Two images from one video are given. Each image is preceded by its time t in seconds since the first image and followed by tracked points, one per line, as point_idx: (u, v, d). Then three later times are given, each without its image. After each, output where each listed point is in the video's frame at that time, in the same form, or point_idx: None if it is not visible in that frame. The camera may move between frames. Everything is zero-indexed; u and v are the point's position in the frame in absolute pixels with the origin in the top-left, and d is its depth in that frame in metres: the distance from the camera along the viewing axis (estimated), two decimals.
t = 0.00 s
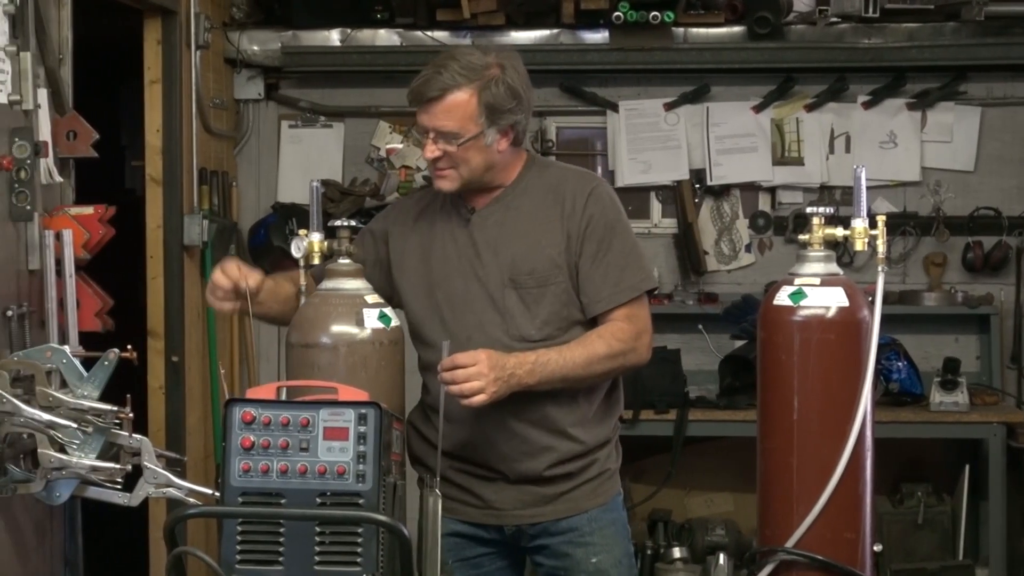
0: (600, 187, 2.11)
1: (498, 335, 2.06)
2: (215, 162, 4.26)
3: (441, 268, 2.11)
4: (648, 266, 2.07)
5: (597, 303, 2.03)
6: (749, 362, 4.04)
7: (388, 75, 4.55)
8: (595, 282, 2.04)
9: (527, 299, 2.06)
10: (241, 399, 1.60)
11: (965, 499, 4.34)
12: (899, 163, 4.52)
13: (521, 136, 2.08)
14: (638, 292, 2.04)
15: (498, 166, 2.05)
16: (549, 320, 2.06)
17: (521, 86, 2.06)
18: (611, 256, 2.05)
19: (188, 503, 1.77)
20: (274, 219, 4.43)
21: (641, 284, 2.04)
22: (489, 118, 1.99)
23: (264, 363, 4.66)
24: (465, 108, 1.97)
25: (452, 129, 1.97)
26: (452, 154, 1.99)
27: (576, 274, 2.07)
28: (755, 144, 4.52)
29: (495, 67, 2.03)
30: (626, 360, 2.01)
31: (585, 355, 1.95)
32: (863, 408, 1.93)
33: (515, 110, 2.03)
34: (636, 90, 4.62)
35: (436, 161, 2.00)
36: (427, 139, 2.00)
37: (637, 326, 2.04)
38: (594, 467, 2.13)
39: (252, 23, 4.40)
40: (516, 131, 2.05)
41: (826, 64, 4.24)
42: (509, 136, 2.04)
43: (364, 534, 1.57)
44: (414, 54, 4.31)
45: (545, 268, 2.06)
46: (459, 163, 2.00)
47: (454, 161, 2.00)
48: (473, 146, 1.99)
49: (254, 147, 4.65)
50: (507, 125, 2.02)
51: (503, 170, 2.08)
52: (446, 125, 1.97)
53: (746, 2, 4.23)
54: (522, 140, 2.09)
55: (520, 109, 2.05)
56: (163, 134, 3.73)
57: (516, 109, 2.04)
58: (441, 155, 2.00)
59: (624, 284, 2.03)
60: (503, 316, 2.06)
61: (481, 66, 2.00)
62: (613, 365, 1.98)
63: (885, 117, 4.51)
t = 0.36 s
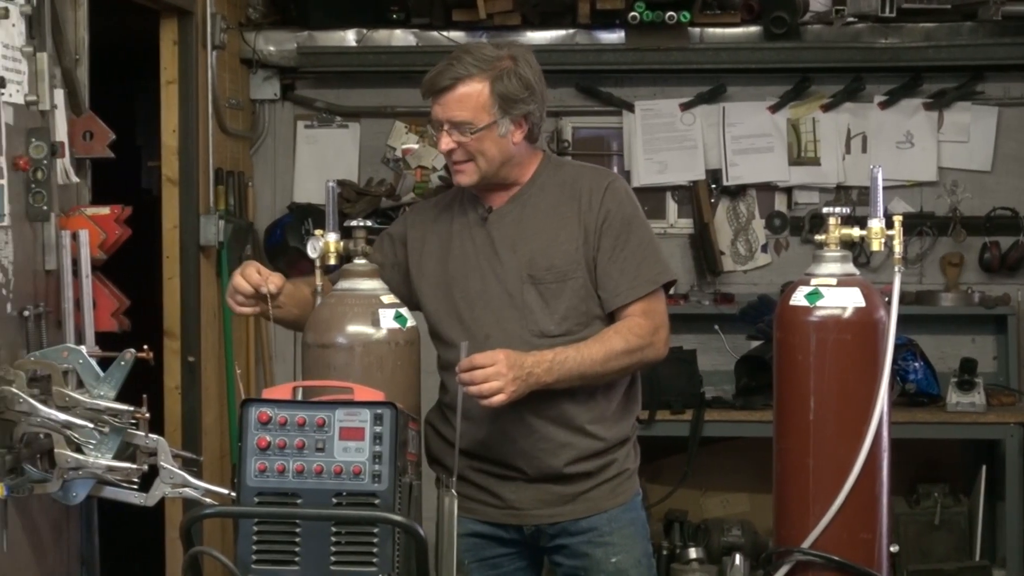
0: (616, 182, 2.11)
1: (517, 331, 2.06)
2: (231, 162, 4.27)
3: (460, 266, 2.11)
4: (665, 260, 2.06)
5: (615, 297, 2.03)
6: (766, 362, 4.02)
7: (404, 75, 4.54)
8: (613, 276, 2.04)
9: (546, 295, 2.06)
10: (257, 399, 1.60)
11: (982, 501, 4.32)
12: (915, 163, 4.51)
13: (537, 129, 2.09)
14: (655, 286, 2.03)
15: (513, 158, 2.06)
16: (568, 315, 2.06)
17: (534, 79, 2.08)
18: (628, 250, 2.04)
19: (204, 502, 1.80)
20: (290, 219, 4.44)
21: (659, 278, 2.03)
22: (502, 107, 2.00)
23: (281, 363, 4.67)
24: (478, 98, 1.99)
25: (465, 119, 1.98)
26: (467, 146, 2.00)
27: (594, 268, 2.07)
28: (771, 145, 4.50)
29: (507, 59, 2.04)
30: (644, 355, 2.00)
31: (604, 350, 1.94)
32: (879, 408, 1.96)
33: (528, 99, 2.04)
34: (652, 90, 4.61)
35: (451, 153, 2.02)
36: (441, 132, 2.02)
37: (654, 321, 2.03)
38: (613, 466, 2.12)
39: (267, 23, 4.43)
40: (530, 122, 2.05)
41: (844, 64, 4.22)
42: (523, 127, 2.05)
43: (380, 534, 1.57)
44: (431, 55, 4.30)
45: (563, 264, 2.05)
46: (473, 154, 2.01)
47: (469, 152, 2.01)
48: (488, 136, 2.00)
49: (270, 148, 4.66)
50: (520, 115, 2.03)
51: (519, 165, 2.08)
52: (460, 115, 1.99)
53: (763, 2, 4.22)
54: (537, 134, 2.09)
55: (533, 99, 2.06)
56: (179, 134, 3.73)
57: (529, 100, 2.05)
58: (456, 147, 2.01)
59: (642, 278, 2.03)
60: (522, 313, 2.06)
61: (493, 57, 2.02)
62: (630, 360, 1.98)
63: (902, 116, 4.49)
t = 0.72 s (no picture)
0: (627, 183, 2.10)
1: (531, 336, 2.06)
2: (245, 163, 4.28)
3: (472, 271, 2.11)
4: (678, 261, 2.05)
5: (628, 300, 2.03)
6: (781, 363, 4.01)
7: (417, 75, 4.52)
8: (625, 279, 2.03)
9: (559, 299, 2.06)
10: (271, 400, 1.60)
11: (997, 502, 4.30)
12: (930, 163, 4.49)
13: (547, 136, 2.08)
14: (668, 289, 2.02)
15: (523, 166, 2.05)
16: (582, 319, 2.06)
17: (545, 87, 2.07)
18: (640, 252, 2.04)
19: (217, 502, 1.81)
20: (305, 219, 4.46)
21: (671, 280, 2.03)
22: (511, 117, 2.00)
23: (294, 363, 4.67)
24: (488, 107, 1.99)
25: (475, 129, 1.99)
26: (475, 155, 2.01)
27: (607, 271, 2.06)
28: (785, 145, 4.49)
29: (517, 67, 2.04)
30: (658, 356, 2.00)
31: (619, 351, 1.94)
32: (893, 409, 1.98)
33: (538, 108, 2.03)
34: (666, 90, 4.59)
35: (460, 162, 2.02)
36: (451, 140, 2.02)
37: (668, 322, 2.03)
38: (630, 467, 2.12)
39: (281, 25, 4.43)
40: (540, 131, 2.04)
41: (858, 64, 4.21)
42: (533, 136, 2.04)
43: (393, 535, 1.57)
44: (444, 56, 4.30)
45: (575, 268, 2.05)
46: (482, 163, 2.01)
47: (477, 161, 2.01)
48: (496, 146, 2.00)
49: (285, 149, 4.68)
50: (530, 124, 2.02)
51: (530, 170, 2.07)
52: (469, 125, 1.99)
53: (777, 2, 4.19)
54: (548, 140, 2.08)
55: (544, 108, 2.05)
56: (193, 135, 3.73)
57: (539, 109, 2.04)
58: (465, 156, 2.01)
59: (655, 281, 2.02)
60: (536, 318, 2.06)
61: (503, 66, 2.01)
62: (645, 362, 1.97)
63: (916, 117, 4.47)
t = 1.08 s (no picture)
0: (617, 191, 2.07)
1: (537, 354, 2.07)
2: (255, 163, 4.29)
3: (472, 291, 2.11)
4: (676, 268, 2.04)
5: (629, 313, 2.02)
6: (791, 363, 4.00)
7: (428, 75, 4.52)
8: (625, 291, 2.02)
9: (561, 320, 2.06)
10: (280, 400, 1.60)
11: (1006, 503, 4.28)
12: (940, 163, 4.48)
13: (529, 155, 2.03)
14: (669, 297, 2.02)
15: (507, 188, 2.02)
16: (586, 337, 2.07)
17: (522, 108, 2.01)
18: (638, 263, 2.02)
19: (227, 502, 1.84)
20: (314, 220, 4.45)
21: (671, 288, 2.02)
22: (490, 147, 1.95)
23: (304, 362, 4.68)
24: (464, 140, 1.93)
25: (454, 162, 1.94)
26: (456, 187, 1.97)
27: (607, 284, 2.06)
28: (795, 145, 4.48)
29: (492, 93, 1.97)
30: (668, 359, 1.99)
31: (626, 356, 1.93)
32: (903, 409, 1.97)
33: (516, 135, 1.97)
34: (675, 90, 4.58)
35: (442, 193, 1.98)
36: (430, 172, 1.97)
37: (675, 326, 2.02)
38: (644, 469, 2.11)
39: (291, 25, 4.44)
40: (521, 155, 2.00)
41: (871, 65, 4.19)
42: (515, 159, 1.99)
43: (403, 535, 1.57)
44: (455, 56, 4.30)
45: (574, 287, 2.05)
46: (464, 194, 1.98)
47: (459, 192, 1.97)
48: (478, 176, 1.96)
49: (294, 149, 4.68)
50: (510, 152, 1.97)
51: (516, 189, 2.04)
52: (448, 158, 1.94)
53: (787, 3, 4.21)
54: (530, 159, 2.04)
55: (523, 132, 2.00)
56: (203, 135, 3.74)
57: (518, 134, 1.98)
58: (445, 188, 1.97)
59: (654, 291, 2.01)
60: (539, 340, 2.07)
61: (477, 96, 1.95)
62: (654, 367, 1.97)
63: (926, 117, 4.46)
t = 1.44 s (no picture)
0: (606, 195, 2.07)
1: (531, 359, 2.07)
2: (256, 164, 4.29)
3: (464, 299, 2.11)
4: (668, 270, 2.03)
5: (622, 317, 2.02)
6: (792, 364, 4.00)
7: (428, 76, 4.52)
8: (617, 295, 2.02)
9: (553, 326, 2.07)
10: (281, 401, 1.60)
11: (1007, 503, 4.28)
12: (941, 164, 4.47)
13: (515, 164, 2.03)
14: (662, 300, 2.01)
15: (493, 197, 2.02)
16: (578, 342, 2.07)
17: (504, 117, 2.00)
18: (628, 266, 2.02)
19: (228, 501, 1.85)
20: (315, 220, 4.45)
21: (663, 291, 2.01)
22: (472, 158, 1.95)
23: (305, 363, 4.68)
24: (447, 152, 1.93)
25: (436, 174, 1.95)
26: (441, 198, 1.97)
27: (598, 288, 2.06)
28: (796, 146, 4.48)
29: (474, 104, 1.97)
30: (664, 360, 1.99)
31: (623, 357, 1.93)
32: (903, 408, 1.97)
33: (499, 145, 1.97)
34: (676, 91, 4.58)
35: (428, 203, 2.00)
36: (415, 183, 1.98)
37: (670, 326, 2.02)
38: (642, 470, 2.11)
39: (292, 26, 4.44)
40: (506, 165, 2.00)
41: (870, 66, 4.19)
42: (499, 169, 1.99)
43: (403, 536, 1.56)
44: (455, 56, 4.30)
45: (565, 293, 2.05)
46: (449, 205, 1.98)
47: (445, 203, 1.98)
48: (462, 186, 1.96)
49: (295, 149, 4.69)
50: (494, 162, 1.97)
51: (503, 196, 2.04)
52: (431, 171, 1.95)
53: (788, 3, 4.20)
54: (516, 168, 2.04)
55: (507, 141, 1.99)
56: (204, 136, 3.74)
57: (501, 144, 1.98)
58: (430, 199, 1.98)
59: (646, 293, 2.01)
60: (531, 347, 2.07)
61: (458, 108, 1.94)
62: (650, 367, 1.97)
63: (927, 117, 4.46)
